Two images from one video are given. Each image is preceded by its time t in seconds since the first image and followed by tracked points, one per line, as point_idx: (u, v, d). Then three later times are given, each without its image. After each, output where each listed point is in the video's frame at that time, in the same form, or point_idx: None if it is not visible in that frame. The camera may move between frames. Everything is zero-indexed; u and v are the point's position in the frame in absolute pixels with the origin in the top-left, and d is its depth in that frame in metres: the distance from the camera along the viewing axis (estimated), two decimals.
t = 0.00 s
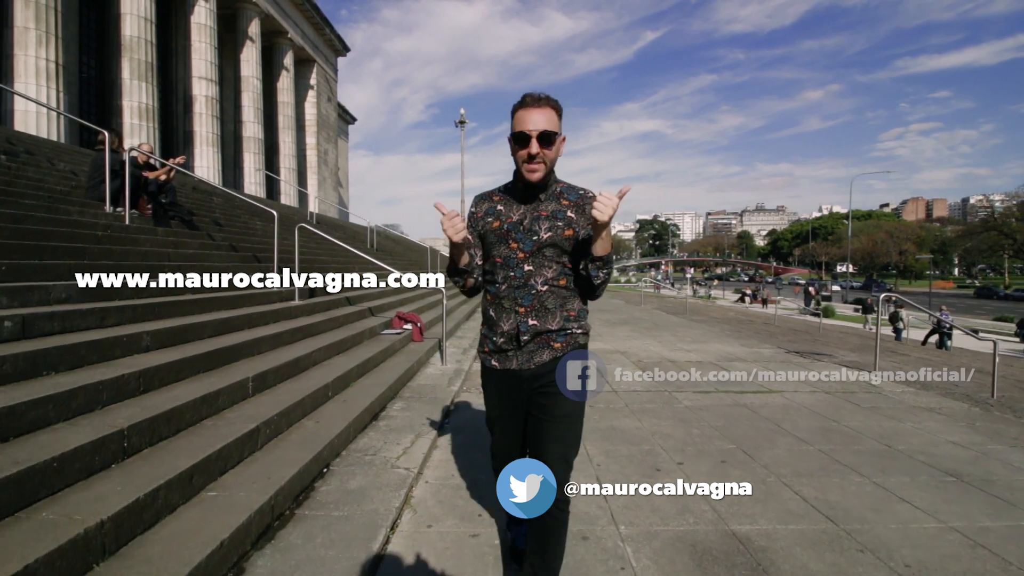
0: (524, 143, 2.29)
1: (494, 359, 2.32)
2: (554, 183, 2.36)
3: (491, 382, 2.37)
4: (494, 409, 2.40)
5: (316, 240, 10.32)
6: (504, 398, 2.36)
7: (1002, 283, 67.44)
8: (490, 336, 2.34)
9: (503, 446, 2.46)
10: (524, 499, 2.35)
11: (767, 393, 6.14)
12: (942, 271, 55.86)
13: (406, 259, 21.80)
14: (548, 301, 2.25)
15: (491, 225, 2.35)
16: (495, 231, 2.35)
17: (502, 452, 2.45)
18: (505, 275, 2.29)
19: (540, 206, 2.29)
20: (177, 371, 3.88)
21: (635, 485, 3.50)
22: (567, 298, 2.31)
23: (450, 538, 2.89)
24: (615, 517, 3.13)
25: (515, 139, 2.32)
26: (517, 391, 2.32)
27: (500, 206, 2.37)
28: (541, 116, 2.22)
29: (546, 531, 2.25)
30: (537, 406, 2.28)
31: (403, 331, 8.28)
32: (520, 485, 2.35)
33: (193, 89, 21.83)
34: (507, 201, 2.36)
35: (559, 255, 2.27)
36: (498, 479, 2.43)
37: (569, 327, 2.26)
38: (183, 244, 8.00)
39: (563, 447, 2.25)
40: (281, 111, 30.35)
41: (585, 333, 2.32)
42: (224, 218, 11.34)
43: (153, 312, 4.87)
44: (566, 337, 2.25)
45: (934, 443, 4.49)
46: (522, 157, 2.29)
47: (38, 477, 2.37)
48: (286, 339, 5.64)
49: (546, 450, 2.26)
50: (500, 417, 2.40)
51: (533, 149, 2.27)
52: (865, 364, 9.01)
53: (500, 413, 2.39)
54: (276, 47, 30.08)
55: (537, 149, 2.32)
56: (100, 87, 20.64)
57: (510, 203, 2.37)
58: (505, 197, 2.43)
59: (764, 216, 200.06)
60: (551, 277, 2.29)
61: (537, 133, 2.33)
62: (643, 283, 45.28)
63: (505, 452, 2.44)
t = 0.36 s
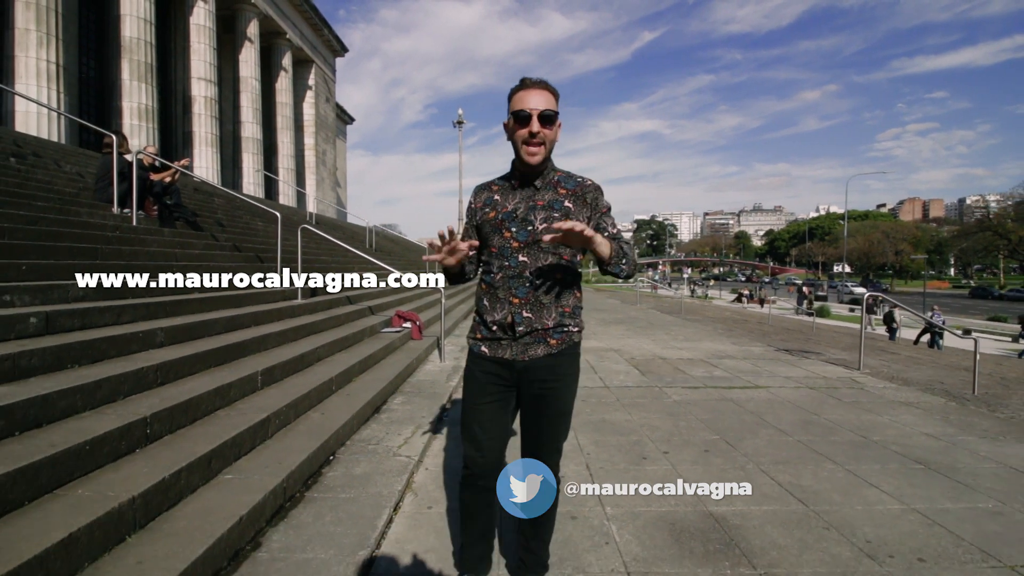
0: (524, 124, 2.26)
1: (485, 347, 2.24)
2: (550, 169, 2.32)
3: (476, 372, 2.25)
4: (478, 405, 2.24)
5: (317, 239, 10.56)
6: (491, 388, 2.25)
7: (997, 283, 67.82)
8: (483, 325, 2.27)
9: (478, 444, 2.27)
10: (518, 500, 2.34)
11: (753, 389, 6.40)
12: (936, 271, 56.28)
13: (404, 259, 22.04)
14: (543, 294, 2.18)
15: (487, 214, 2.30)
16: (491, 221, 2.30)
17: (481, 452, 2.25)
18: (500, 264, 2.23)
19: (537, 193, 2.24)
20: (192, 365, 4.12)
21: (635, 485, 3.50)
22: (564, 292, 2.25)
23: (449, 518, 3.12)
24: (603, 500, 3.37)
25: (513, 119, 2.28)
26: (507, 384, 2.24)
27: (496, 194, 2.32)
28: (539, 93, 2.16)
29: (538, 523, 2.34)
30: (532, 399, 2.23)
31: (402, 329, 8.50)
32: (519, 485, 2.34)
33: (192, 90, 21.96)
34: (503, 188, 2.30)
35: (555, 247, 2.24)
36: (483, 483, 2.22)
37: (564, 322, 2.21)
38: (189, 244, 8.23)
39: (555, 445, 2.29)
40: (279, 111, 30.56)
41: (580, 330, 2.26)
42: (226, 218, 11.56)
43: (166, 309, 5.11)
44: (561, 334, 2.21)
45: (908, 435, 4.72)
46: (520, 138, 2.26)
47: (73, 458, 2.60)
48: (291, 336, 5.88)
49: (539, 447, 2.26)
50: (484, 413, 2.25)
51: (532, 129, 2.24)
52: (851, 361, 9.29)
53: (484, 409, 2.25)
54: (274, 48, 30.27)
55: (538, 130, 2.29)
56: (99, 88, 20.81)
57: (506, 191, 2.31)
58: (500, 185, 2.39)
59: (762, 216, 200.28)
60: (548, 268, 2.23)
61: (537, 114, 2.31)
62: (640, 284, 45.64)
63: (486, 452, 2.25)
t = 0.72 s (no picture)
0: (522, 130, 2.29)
1: (491, 352, 2.18)
2: (547, 178, 2.37)
3: (486, 376, 2.18)
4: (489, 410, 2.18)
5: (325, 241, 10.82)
6: (501, 393, 2.20)
7: (1000, 284, 67.70)
8: (487, 332, 2.22)
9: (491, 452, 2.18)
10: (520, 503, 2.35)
11: (747, 385, 6.65)
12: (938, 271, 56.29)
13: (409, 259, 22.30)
14: (549, 300, 2.19)
15: (487, 223, 2.32)
16: (492, 230, 2.32)
17: (500, 460, 2.15)
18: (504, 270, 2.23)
19: (537, 200, 2.29)
20: (214, 360, 4.39)
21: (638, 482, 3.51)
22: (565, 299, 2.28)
23: (457, 502, 3.36)
24: (600, 486, 3.61)
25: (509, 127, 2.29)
26: (517, 389, 2.20)
27: (494, 204, 2.35)
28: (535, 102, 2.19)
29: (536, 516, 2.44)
30: (542, 402, 2.23)
31: (409, 328, 8.74)
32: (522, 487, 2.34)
33: (198, 91, 22.24)
34: (503, 197, 2.34)
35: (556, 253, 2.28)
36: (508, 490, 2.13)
37: (568, 328, 2.22)
38: (202, 245, 8.51)
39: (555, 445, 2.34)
40: (284, 113, 30.87)
41: (581, 337, 2.29)
42: (235, 220, 11.85)
43: (187, 309, 5.39)
44: (566, 341, 2.21)
45: (892, 428, 4.96)
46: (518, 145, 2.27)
47: (117, 443, 2.85)
48: (303, 334, 6.15)
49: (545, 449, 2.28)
50: (495, 418, 2.19)
51: (531, 136, 2.27)
52: (846, 360, 9.52)
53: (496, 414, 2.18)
54: (278, 49, 30.57)
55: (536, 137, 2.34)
56: (107, 90, 21.14)
57: (506, 199, 2.36)
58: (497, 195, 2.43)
59: (765, 216, 200.17)
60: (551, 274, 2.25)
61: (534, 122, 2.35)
62: (643, 284, 45.80)
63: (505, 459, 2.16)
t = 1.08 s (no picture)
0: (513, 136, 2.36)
1: (499, 363, 2.27)
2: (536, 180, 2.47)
3: (495, 389, 2.27)
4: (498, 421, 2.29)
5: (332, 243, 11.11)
6: (509, 405, 2.30)
7: (1002, 284, 67.78)
8: (494, 341, 2.30)
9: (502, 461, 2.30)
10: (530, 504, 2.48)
11: (742, 382, 6.93)
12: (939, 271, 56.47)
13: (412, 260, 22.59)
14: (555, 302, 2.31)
15: (485, 228, 2.37)
16: (491, 235, 2.37)
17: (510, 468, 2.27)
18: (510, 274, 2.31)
19: (533, 203, 2.39)
20: (237, 357, 4.68)
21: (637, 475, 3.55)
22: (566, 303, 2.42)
23: (468, 485, 3.64)
24: (599, 473, 3.88)
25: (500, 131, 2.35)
26: (524, 399, 2.31)
27: (489, 209, 2.41)
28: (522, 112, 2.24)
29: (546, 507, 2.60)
30: (547, 410, 2.35)
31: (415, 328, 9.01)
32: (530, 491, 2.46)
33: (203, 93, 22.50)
34: (498, 201, 2.40)
35: (558, 252, 2.40)
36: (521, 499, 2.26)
37: (571, 330, 2.36)
38: (216, 247, 8.81)
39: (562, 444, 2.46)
40: (287, 114, 31.19)
41: (581, 339, 2.44)
42: (244, 222, 12.15)
43: (207, 309, 5.68)
44: (570, 344, 2.35)
45: (877, 421, 5.23)
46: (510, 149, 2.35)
47: (159, 430, 3.14)
48: (316, 333, 6.44)
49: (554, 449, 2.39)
50: (503, 428, 2.31)
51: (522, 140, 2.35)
52: (840, 358, 9.79)
53: (505, 424, 2.30)
54: (281, 51, 30.87)
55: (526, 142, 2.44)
56: (113, 92, 21.43)
57: (500, 204, 2.42)
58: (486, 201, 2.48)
59: (767, 216, 199.86)
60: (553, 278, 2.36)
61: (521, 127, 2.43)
62: (644, 284, 46.01)
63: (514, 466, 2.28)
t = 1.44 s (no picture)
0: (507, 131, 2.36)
1: (491, 362, 2.35)
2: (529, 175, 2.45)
3: (487, 388, 2.39)
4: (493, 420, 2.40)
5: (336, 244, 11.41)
6: (503, 403, 2.39)
7: (1000, 283, 68.05)
8: (486, 337, 2.37)
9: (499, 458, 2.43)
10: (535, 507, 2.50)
11: (734, 378, 7.20)
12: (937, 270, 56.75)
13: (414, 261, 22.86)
14: (544, 296, 2.32)
15: (475, 224, 2.40)
16: (480, 229, 2.40)
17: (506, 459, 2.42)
18: (498, 270, 2.32)
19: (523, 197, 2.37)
20: (253, 353, 4.95)
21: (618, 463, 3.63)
22: (559, 297, 2.41)
23: (472, 472, 3.90)
24: (595, 460, 4.14)
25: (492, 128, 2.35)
26: (517, 397, 2.37)
27: (479, 206, 2.44)
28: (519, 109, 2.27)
29: (561, 526, 2.43)
30: (541, 408, 2.37)
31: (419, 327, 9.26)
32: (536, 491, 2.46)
33: (204, 95, 22.72)
34: (488, 198, 2.41)
35: (547, 244, 2.32)
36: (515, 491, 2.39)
37: (563, 324, 2.36)
38: (225, 249, 9.08)
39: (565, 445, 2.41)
40: (288, 115, 31.45)
41: (578, 333, 2.41)
42: (250, 224, 12.43)
43: (222, 308, 5.94)
44: (561, 338, 2.35)
45: (861, 413, 5.51)
46: (502, 145, 2.35)
47: (189, 419, 3.41)
48: (325, 332, 6.71)
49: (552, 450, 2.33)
50: (499, 424, 2.41)
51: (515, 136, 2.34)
52: (832, 356, 10.06)
53: (499, 422, 2.38)
54: (282, 53, 31.13)
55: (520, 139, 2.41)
56: (114, 94, 21.68)
57: (491, 200, 2.43)
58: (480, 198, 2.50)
59: (767, 215, 200.15)
60: (543, 271, 2.35)
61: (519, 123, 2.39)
62: (644, 284, 46.27)
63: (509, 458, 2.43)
